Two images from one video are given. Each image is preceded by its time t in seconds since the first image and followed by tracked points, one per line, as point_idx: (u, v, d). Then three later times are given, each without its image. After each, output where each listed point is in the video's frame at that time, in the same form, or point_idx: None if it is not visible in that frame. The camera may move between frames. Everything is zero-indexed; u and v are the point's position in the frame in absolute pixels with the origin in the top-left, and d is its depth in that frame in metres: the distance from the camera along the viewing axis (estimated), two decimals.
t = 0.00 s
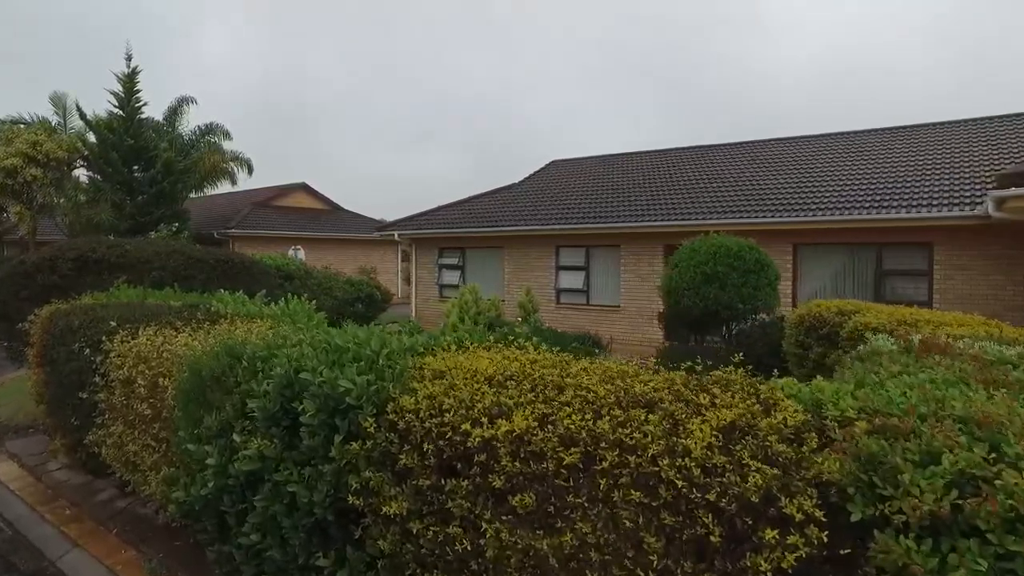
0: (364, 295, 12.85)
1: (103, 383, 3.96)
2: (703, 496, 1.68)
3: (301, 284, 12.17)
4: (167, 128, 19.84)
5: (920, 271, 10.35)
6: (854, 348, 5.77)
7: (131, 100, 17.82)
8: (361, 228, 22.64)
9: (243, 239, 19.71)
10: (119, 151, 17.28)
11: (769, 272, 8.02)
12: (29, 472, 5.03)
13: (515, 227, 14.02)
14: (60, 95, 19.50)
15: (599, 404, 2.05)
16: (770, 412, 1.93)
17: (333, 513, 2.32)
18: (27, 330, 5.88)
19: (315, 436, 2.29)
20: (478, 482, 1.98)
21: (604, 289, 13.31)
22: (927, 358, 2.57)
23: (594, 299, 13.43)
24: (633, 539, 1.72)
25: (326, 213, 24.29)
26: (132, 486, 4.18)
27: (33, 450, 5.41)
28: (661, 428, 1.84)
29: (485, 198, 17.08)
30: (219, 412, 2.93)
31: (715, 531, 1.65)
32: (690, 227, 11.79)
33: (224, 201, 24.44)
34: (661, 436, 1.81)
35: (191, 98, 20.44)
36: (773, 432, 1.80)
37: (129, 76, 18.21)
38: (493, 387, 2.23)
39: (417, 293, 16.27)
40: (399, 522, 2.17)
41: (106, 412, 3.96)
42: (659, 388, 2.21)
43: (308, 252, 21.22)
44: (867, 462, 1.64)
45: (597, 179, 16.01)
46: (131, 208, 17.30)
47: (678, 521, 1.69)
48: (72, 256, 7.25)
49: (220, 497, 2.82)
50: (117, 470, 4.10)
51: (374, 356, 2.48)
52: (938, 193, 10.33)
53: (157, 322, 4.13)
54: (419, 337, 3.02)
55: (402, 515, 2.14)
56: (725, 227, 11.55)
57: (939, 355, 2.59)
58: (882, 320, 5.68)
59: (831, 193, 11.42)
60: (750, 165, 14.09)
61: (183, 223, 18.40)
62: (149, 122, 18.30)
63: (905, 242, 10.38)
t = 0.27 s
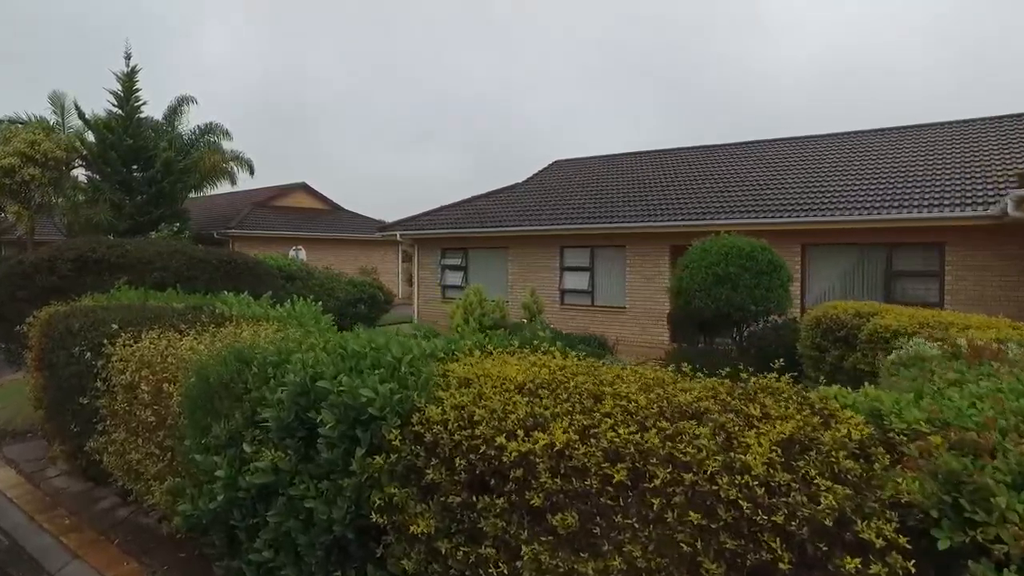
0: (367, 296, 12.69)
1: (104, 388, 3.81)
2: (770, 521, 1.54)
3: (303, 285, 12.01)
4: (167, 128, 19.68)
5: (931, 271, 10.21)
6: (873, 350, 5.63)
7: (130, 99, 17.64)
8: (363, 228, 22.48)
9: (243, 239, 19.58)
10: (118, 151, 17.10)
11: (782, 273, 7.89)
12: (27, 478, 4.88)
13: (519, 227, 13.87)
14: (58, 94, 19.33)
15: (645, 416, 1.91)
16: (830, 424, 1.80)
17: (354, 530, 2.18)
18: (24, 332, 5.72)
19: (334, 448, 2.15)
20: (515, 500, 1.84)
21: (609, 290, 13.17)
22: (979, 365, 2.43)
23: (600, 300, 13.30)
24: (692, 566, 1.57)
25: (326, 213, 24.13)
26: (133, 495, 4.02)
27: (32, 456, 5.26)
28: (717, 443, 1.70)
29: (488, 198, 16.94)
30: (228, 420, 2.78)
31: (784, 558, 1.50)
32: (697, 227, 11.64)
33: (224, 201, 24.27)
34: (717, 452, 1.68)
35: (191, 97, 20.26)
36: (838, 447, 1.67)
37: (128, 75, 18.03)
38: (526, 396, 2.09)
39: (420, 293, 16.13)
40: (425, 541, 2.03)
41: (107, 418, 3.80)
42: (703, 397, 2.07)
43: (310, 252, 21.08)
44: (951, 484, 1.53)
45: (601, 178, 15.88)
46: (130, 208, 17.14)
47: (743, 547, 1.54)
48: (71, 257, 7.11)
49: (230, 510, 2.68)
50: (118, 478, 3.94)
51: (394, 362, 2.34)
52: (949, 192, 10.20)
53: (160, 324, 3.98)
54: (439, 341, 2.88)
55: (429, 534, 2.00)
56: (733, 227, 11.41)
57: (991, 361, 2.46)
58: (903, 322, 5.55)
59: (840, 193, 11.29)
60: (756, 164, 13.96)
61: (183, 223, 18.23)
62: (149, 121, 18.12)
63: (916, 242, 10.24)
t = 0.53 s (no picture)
0: (367, 297, 12.49)
1: (104, 395, 3.68)
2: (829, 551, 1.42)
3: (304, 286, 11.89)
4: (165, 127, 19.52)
5: (938, 273, 10.13)
6: (888, 355, 5.55)
7: (127, 98, 17.51)
8: (362, 228, 22.35)
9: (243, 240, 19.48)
10: (116, 151, 16.96)
11: (791, 276, 7.78)
12: (23, 486, 4.74)
13: (521, 228, 13.76)
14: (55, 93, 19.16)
15: (684, 433, 1.80)
16: (882, 443, 1.69)
17: (371, 552, 2.06)
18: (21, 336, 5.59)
19: (350, 464, 2.04)
20: (546, 522, 1.73)
21: (612, 292, 13.07)
22: None
23: (602, 302, 13.19)
24: None
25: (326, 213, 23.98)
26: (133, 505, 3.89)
27: (28, 463, 5.12)
28: (767, 464, 1.59)
29: (489, 198, 16.82)
30: (234, 432, 2.67)
31: None
32: (701, 228, 11.54)
33: (222, 201, 24.12)
34: (768, 473, 1.57)
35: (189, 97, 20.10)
36: (896, 468, 1.56)
37: (126, 74, 17.87)
38: (554, 410, 1.99)
39: (421, 294, 16.00)
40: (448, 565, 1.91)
41: (106, 426, 3.68)
42: (740, 411, 1.97)
43: (310, 253, 20.97)
44: None
45: (603, 179, 15.77)
46: (128, 209, 17.02)
47: None
48: (69, 258, 7.02)
49: (237, 528, 2.57)
50: (117, 488, 3.81)
51: (412, 372, 2.23)
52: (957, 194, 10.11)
53: (161, 329, 3.86)
54: (455, 350, 2.77)
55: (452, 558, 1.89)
56: (738, 228, 11.32)
57: None
58: (920, 326, 5.45)
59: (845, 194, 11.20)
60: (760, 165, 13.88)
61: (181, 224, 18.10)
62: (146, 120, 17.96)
63: (923, 244, 10.16)
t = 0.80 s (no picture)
0: (368, 297, 12.25)
1: (102, 399, 3.54)
2: None
3: (303, 286, 11.74)
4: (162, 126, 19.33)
5: (945, 274, 10.03)
6: (903, 357, 5.44)
7: (124, 97, 17.37)
8: (361, 228, 22.20)
9: (241, 240, 19.34)
10: (113, 150, 16.82)
11: (800, 276, 7.71)
12: (17, 493, 4.59)
13: (522, 228, 13.63)
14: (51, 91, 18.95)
15: (731, 446, 1.69)
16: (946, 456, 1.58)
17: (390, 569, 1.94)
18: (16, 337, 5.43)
19: (368, 476, 1.91)
20: (585, 540, 1.62)
21: (615, 292, 12.95)
22: None
23: (605, 302, 13.08)
24: None
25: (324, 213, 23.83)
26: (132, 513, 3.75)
27: (23, 469, 4.96)
28: (827, 479, 1.47)
29: (489, 198, 16.69)
30: (241, 439, 2.54)
31: None
32: (705, 228, 11.43)
33: (219, 201, 23.95)
34: (830, 489, 1.45)
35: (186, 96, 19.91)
36: (969, 483, 1.44)
37: (123, 72, 17.68)
38: (587, 420, 1.87)
39: (420, 295, 15.86)
40: None
41: (104, 431, 3.54)
42: (785, 421, 1.85)
43: (309, 253, 20.83)
44: None
45: (604, 179, 15.65)
46: (124, 209, 16.88)
47: None
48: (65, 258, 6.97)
49: (245, 542, 2.45)
50: (115, 495, 3.67)
51: (433, 377, 2.10)
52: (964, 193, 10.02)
53: (161, 331, 3.72)
54: (472, 353, 2.65)
55: None
56: (742, 228, 11.20)
57: None
58: (937, 326, 5.34)
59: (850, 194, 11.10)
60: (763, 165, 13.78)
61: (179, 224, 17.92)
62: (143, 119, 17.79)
63: (930, 244, 10.06)
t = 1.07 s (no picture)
0: (367, 298, 12.08)
1: (95, 404, 3.38)
2: None
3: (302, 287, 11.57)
4: (158, 125, 19.12)
5: (952, 274, 9.91)
6: (920, 360, 5.31)
7: (119, 95, 17.14)
8: (359, 228, 22.02)
9: (237, 239, 19.16)
10: (108, 149, 16.61)
11: (809, 277, 7.59)
12: (7, 502, 4.41)
13: (523, 227, 13.47)
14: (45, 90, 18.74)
15: (784, 462, 1.54)
16: None
17: None
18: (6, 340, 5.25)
19: (384, 493, 1.76)
20: (626, 567, 1.47)
21: (617, 293, 12.82)
22: None
23: (607, 303, 12.93)
24: None
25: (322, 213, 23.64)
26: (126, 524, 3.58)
27: (14, 477, 4.79)
28: (902, 505, 1.33)
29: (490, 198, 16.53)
30: (244, 450, 2.40)
31: None
32: (709, 228, 11.29)
33: (216, 200, 23.74)
34: (905, 514, 1.30)
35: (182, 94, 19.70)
36: None
37: (118, 70, 17.46)
38: (621, 433, 1.73)
39: (420, 295, 15.69)
40: None
41: (97, 438, 3.38)
42: (837, 433, 1.71)
43: (307, 253, 20.66)
44: None
45: (606, 178, 15.52)
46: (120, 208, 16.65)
47: None
48: (59, 258, 6.78)
49: (247, 559, 2.30)
50: (109, 505, 3.50)
51: (451, 385, 1.96)
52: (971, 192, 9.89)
53: (158, 333, 3.56)
54: (488, 358, 2.50)
55: None
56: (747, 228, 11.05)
57: None
58: (956, 326, 5.21)
59: (856, 194, 10.98)
60: (766, 164, 13.66)
61: (175, 223, 17.71)
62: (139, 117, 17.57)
63: (938, 245, 9.94)
